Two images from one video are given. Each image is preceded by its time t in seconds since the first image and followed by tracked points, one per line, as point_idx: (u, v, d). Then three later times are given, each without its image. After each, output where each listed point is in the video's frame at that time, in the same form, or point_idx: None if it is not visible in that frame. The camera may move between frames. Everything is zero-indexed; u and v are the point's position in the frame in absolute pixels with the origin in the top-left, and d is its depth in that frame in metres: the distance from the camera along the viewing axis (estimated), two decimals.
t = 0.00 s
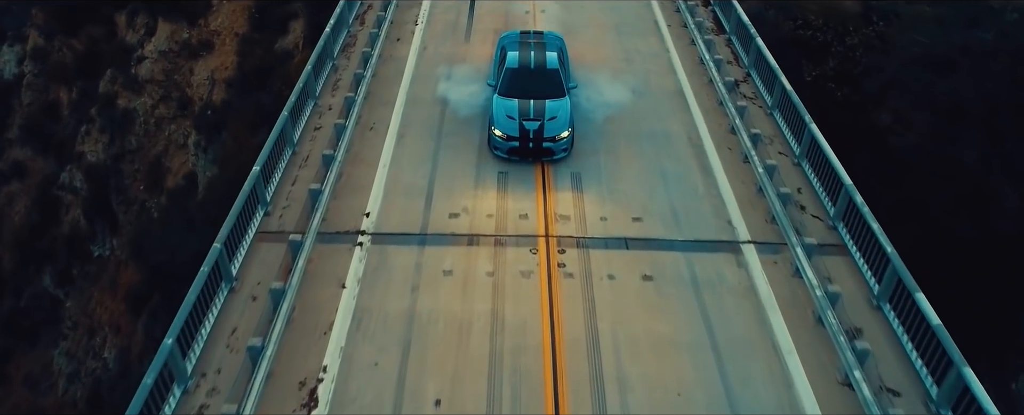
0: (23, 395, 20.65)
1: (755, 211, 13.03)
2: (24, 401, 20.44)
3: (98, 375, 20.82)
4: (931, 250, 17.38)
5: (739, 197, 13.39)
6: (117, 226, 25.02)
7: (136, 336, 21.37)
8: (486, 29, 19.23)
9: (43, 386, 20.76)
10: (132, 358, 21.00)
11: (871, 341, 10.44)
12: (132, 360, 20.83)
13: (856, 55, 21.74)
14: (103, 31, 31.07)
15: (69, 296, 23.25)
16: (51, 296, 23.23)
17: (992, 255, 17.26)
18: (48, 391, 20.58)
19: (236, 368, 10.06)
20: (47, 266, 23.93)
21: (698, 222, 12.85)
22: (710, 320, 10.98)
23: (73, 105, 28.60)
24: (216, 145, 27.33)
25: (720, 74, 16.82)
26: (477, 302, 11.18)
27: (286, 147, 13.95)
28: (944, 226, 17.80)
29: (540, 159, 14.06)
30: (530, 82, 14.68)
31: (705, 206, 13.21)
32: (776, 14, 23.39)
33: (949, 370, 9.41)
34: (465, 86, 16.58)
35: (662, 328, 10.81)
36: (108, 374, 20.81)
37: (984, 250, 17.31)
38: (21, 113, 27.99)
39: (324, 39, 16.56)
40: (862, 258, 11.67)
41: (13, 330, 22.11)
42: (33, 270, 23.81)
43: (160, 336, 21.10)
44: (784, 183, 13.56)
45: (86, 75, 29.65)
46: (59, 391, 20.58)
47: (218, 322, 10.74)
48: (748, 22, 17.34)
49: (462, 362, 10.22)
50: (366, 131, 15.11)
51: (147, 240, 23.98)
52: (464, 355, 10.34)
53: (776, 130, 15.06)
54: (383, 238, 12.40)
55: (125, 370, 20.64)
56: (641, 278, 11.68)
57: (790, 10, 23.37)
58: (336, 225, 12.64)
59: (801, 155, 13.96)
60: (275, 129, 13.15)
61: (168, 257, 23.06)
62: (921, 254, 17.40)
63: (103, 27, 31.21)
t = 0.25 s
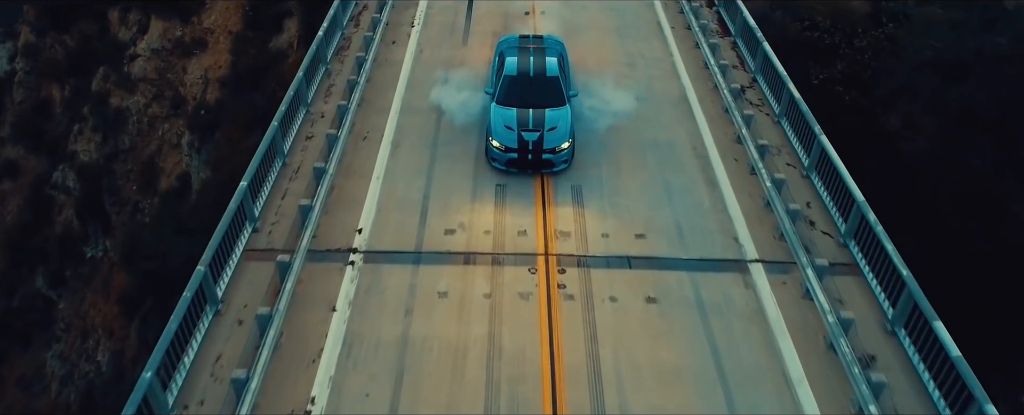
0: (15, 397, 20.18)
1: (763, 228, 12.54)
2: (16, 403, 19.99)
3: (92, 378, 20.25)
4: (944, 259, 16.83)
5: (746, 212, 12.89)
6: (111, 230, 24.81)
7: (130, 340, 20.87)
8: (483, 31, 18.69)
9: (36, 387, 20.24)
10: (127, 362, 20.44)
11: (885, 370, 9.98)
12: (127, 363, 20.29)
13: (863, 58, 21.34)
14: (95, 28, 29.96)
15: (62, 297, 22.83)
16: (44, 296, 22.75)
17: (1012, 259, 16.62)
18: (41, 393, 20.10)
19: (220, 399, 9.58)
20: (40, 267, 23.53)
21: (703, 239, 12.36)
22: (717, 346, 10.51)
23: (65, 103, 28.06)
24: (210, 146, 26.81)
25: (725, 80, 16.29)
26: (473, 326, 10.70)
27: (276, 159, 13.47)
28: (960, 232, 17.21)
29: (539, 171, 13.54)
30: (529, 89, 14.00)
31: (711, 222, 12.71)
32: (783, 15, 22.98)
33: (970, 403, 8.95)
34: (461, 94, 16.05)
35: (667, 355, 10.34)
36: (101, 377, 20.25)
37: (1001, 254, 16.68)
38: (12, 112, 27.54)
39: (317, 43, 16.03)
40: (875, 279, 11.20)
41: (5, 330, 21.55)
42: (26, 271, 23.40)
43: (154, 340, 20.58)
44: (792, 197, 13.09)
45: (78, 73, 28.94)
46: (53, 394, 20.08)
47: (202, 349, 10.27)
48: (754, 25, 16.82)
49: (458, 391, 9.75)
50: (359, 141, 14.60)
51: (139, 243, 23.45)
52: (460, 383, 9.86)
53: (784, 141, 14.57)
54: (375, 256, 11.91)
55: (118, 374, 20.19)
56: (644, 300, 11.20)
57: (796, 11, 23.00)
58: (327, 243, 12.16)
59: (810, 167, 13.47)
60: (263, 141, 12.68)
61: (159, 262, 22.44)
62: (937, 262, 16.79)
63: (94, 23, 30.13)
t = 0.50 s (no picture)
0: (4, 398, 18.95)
1: (772, 250, 11.98)
2: (6, 404, 18.72)
3: (84, 382, 19.37)
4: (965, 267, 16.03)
5: (754, 231, 12.32)
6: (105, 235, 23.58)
7: (122, 343, 20.14)
8: (481, 33, 18.07)
9: (27, 390, 19.12)
10: (119, 364, 19.69)
11: (904, 407, 9.42)
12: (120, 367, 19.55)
13: (872, 62, 20.71)
14: (86, 22, 29.12)
15: (52, 299, 21.54)
16: (35, 300, 21.38)
17: None
18: (32, 395, 19.01)
19: None
20: (32, 268, 22.15)
21: (709, 260, 11.80)
22: (725, 380, 9.95)
23: (57, 101, 26.63)
24: (202, 146, 26.12)
25: (732, 87, 15.71)
26: (468, 358, 10.14)
27: (262, 174, 12.89)
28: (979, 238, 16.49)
29: (538, 186, 12.92)
30: (527, 98, 13.32)
31: (717, 242, 12.15)
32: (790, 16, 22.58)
33: None
34: (457, 102, 15.44)
35: (672, 390, 9.78)
36: (94, 381, 19.35)
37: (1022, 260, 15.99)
38: None
39: (307, 49, 15.40)
40: (890, 305, 10.67)
41: None
42: (16, 274, 21.90)
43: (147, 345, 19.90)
44: (802, 215, 12.55)
45: (70, 69, 27.70)
46: (43, 397, 19.05)
47: (181, 384, 9.73)
48: (762, 30, 16.24)
49: None
50: (351, 153, 13.98)
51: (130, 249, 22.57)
52: None
53: (793, 153, 14.02)
54: (365, 281, 11.33)
55: (110, 377, 19.37)
56: (648, 329, 10.64)
57: (804, 10, 22.64)
58: (315, 265, 11.59)
59: (821, 183, 12.96)
60: (248, 158, 12.10)
61: (148, 269, 21.71)
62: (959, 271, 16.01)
63: (86, 18, 29.33)
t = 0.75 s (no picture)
0: None
1: (779, 267, 11.54)
2: None
3: (77, 383, 19.13)
4: (977, 274, 15.57)
5: (761, 247, 11.88)
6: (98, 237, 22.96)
7: (116, 343, 19.82)
8: (479, 34, 17.56)
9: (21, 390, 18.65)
10: (112, 364, 19.51)
11: None
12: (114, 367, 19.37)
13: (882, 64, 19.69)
14: (78, 16, 27.61)
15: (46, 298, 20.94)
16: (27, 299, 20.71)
17: None
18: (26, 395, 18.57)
19: None
20: (23, 266, 21.40)
21: (714, 278, 11.37)
22: (731, 408, 9.52)
23: (49, 96, 25.61)
24: (195, 144, 25.76)
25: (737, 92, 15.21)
26: (463, 385, 9.70)
27: (250, 186, 12.44)
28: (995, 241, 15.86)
29: (537, 198, 12.42)
30: (526, 105, 12.82)
31: (722, 258, 11.71)
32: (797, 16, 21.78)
33: None
34: (453, 107, 14.98)
35: None
36: (87, 381, 19.18)
37: None
38: None
39: (298, 52, 14.90)
40: (903, 327, 10.26)
41: None
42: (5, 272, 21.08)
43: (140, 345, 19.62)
44: (811, 229, 12.11)
45: (61, 63, 26.54)
46: (38, 396, 18.67)
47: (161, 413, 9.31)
48: (769, 31, 15.70)
49: None
50: (343, 161, 13.53)
51: (120, 251, 21.97)
52: None
53: (800, 161, 13.56)
54: (356, 300, 10.89)
55: (104, 378, 19.19)
56: (650, 353, 10.21)
57: (811, 10, 21.75)
58: (304, 284, 11.14)
59: (830, 194, 12.52)
60: (234, 170, 11.65)
61: (139, 275, 21.06)
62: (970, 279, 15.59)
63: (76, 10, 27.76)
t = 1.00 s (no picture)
0: None
1: (787, 286, 11.05)
2: None
3: (70, 381, 18.44)
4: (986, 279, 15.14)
5: (768, 264, 11.38)
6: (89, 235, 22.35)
7: (108, 342, 19.12)
8: (475, 33, 16.99)
9: (14, 388, 18.42)
10: (104, 363, 18.74)
11: None
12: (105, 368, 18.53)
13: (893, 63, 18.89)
14: (69, 6, 26.75)
15: (39, 293, 20.62)
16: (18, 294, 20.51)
17: None
18: (20, 393, 18.26)
19: None
20: (14, 263, 21.19)
21: (719, 298, 10.87)
22: None
23: (39, 88, 25.18)
24: (187, 140, 24.85)
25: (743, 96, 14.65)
26: None
27: (235, 199, 11.94)
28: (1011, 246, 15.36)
29: (534, 211, 11.87)
30: (523, 114, 12.11)
31: (728, 276, 11.20)
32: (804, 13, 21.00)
33: None
34: (449, 111, 14.39)
35: None
36: (79, 380, 18.46)
37: None
38: None
39: (287, 55, 14.35)
40: (918, 353, 9.82)
41: None
42: None
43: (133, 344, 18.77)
44: (820, 245, 11.63)
45: (51, 55, 25.89)
46: (30, 395, 18.26)
47: None
48: (776, 32, 15.12)
49: None
50: (333, 170, 13.00)
51: (106, 252, 21.13)
52: None
53: (809, 170, 13.05)
54: (345, 323, 10.40)
55: (96, 377, 18.42)
56: (653, 380, 9.73)
57: (818, 8, 20.95)
58: (291, 305, 10.64)
59: (840, 207, 12.03)
60: (217, 186, 11.17)
61: (127, 278, 20.11)
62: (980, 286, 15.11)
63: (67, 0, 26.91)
